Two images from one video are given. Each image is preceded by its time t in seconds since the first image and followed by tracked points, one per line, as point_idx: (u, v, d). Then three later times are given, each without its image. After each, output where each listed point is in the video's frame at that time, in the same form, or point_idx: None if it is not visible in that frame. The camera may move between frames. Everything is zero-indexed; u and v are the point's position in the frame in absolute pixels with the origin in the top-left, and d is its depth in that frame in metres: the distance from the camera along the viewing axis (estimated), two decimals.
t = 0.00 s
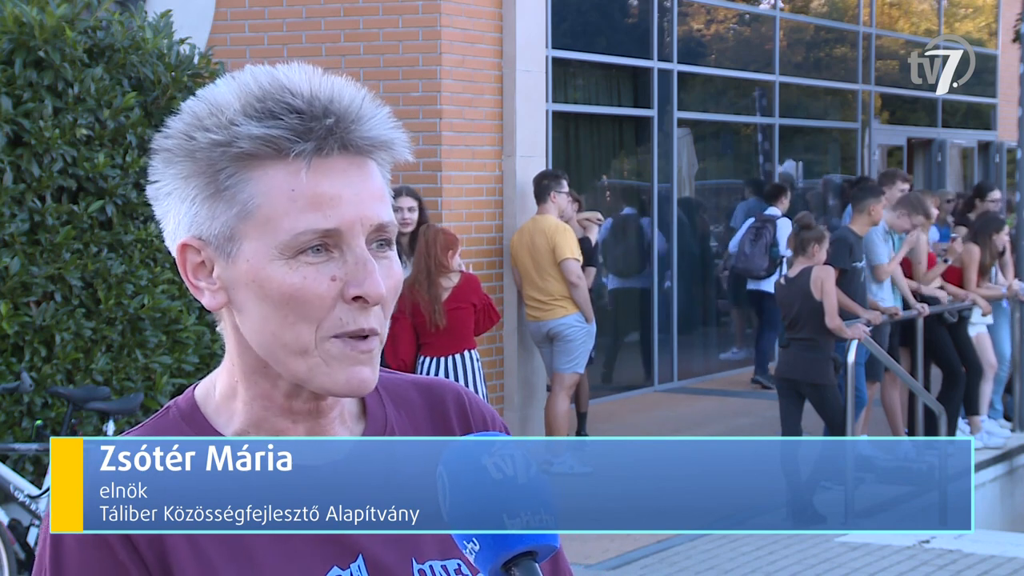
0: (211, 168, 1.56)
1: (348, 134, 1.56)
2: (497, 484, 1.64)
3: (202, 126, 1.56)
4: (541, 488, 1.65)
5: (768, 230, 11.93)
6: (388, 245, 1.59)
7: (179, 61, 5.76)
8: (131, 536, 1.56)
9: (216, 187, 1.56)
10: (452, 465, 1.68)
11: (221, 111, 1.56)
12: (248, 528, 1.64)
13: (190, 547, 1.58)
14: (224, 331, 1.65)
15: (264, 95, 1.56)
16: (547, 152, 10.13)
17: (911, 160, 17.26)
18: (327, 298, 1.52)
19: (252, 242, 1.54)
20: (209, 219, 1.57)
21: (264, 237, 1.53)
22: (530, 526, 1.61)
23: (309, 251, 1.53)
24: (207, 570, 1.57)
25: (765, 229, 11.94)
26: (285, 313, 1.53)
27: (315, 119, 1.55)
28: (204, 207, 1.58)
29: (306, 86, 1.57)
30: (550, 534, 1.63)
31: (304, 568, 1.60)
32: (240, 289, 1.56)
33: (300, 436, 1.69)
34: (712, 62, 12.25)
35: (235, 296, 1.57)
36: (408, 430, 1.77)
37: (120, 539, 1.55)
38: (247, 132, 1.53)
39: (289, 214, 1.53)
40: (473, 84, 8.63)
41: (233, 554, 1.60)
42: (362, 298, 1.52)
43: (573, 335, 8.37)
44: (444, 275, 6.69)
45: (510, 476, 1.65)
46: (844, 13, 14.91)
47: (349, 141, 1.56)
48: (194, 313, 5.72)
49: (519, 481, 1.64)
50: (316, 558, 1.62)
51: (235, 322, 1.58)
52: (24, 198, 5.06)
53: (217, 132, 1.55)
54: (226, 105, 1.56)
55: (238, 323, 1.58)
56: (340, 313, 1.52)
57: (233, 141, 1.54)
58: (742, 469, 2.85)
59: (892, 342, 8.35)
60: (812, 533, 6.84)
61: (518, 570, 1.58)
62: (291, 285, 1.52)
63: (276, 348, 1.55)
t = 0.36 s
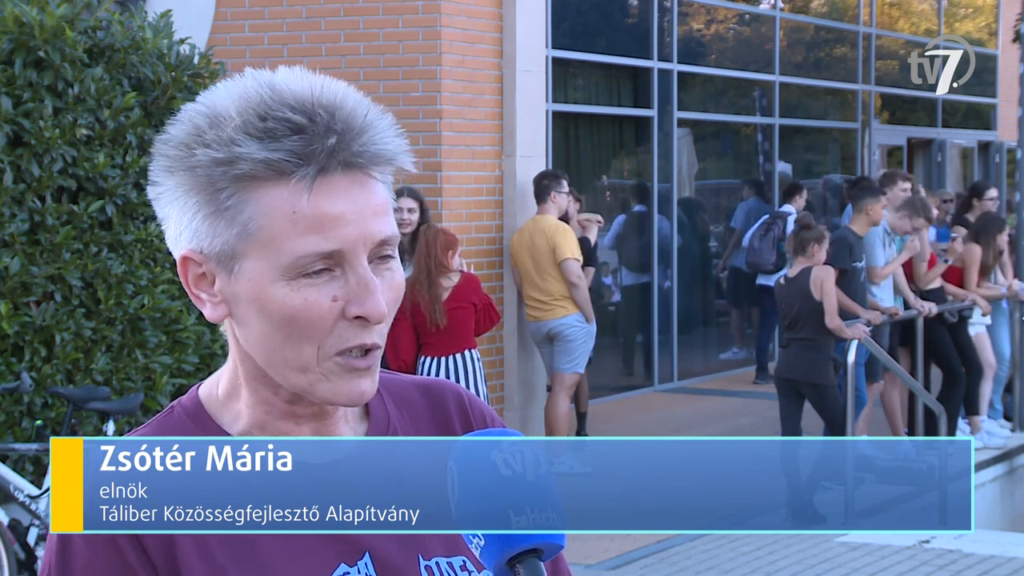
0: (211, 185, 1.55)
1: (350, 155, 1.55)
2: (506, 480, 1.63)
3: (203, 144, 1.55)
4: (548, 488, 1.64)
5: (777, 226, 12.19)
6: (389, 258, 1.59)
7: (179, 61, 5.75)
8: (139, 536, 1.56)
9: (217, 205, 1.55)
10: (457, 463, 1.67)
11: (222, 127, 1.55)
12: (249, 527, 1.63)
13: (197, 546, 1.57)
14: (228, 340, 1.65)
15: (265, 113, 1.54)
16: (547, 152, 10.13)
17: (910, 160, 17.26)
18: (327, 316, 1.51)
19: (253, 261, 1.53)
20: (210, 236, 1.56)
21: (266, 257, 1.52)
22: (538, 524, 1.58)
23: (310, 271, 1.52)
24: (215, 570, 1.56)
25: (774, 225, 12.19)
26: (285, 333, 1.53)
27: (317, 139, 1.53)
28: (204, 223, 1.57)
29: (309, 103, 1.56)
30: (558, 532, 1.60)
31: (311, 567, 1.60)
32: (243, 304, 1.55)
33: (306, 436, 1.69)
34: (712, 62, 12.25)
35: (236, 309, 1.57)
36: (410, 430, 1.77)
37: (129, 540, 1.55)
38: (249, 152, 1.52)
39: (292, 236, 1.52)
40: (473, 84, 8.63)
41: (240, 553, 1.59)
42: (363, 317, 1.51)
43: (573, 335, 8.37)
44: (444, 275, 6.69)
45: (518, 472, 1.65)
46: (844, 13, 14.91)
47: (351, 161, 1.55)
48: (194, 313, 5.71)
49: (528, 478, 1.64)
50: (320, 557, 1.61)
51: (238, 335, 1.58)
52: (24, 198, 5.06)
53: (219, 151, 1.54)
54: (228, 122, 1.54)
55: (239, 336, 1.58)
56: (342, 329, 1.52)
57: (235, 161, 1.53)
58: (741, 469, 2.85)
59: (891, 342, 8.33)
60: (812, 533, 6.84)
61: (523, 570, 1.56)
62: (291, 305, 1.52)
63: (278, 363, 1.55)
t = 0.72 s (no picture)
0: (197, 196, 1.54)
1: (331, 156, 1.52)
2: (502, 481, 1.63)
3: (185, 155, 1.54)
4: (546, 486, 1.64)
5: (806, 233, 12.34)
6: (383, 247, 1.57)
7: (179, 61, 5.75)
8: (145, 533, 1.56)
9: (204, 216, 1.54)
10: (455, 462, 1.67)
11: (202, 136, 1.53)
12: (248, 527, 1.62)
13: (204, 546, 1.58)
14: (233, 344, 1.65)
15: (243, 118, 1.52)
16: (547, 152, 10.13)
17: (911, 160, 17.27)
18: (325, 317, 1.51)
19: (246, 269, 1.53)
20: (201, 246, 1.55)
21: (258, 266, 1.51)
22: (535, 525, 1.59)
23: (303, 274, 1.51)
24: (223, 569, 1.57)
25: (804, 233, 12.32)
26: (285, 335, 1.53)
27: (295, 143, 1.51)
28: (194, 233, 1.56)
29: (286, 106, 1.53)
30: (557, 532, 1.60)
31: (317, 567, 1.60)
32: (240, 312, 1.55)
33: (312, 436, 1.69)
34: (712, 62, 12.25)
35: (234, 316, 1.56)
36: (416, 430, 1.77)
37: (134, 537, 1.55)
38: (231, 162, 1.51)
39: (280, 242, 1.50)
40: (473, 84, 8.63)
41: (250, 553, 1.59)
42: (360, 315, 1.51)
43: (573, 335, 8.37)
44: (444, 275, 6.70)
45: (515, 473, 1.64)
46: (844, 13, 14.91)
47: (332, 163, 1.52)
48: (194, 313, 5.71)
49: (524, 478, 1.64)
50: (326, 555, 1.61)
51: (239, 340, 1.58)
52: (24, 198, 5.06)
53: (201, 162, 1.52)
54: (206, 131, 1.52)
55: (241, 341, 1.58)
56: (341, 329, 1.52)
57: (218, 172, 1.51)
58: (743, 468, 2.85)
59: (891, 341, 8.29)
60: (812, 533, 6.83)
61: (522, 569, 1.56)
62: (287, 309, 1.51)
63: (281, 366, 1.55)
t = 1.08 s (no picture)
0: (199, 197, 1.54)
1: (331, 158, 1.52)
2: (504, 484, 1.61)
3: (187, 155, 1.54)
4: (549, 487, 1.62)
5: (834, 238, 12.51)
6: (384, 248, 1.57)
7: (179, 61, 5.75)
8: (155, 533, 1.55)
9: (206, 217, 1.54)
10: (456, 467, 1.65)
11: (205, 138, 1.53)
12: (248, 527, 1.60)
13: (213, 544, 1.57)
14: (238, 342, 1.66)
15: (244, 120, 1.52)
16: (547, 152, 10.12)
17: (911, 160, 17.27)
18: (326, 317, 1.51)
19: (248, 269, 1.53)
20: (204, 246, 1.56)
21: (259, 266, 1.52)
22: (538, 525, 1.58)
23: (302, 274, 1.51)
24: (232, 569, 1.56)
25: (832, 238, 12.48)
26: (286, 334, 1.53)
27: (296, 146, 1.51)
28: (197, 232, 1.56)
29: (288, 109, 1.54)
30: (561, 532, 1.59)
31: (324, 568, 1.60)
32: (241, 310, 1.55)
33: (318, 435, 1.71)
34: (712, 62, 12.25)
35: (237, 313, 1.56)
36: (421, 427, 1.78)
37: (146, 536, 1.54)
38: (232, 164, 1.51)
39: (282, 243, 1.50)
40: (473, 84, 8.63)
41: (260, 553, 1.59)
42: (361, 315, 1.51)
43: (573, 335, 8.37)
44: (444, 275, 6.71)
45: (516, 475, 1.62)
46: (844, 12, 14.90)
47: (332, 165, 1.53)
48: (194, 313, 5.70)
49: (526, 479, 1.62)
50: (336, 551, 1.61)
51: (243, 338, 1.58)
52: (24, 198, 5.06)
53: (202, 163, 1.53)
54: (209, 132, 1.53)
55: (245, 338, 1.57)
56: (340, 328, 1.52)
57: (219, 173, 1.52)
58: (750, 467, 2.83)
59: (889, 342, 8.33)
60: (812, 533, 6.83)
61: (527, 569, 1.55)
62: (289, 309, 1.51)
63: (282, 365, 1.55)
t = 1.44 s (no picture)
0: (200, 193, 1.47)
1: (330, 151, 1.45)
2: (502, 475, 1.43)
3: (188, 150, 1.48)
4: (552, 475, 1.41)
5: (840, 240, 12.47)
6: (387, 241, 1.49)
7: (179, 61, 5.74)
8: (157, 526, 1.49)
9: (208, 212, 1.47)
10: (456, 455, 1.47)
11: (205, 133, 1.47)
12: (249, 527, 1.43)
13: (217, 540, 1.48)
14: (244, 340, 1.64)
15: (244, 114, 1.46)
16: (547, 152, 10.12)
17: (910, 160, 17.27)
18: (328, 311, 1.42)
19: (250, 264, 1.45)
20: (206, 244, 1.49)
21: (260, 260, 1.44)
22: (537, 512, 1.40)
23: (304, 266, 1.43)
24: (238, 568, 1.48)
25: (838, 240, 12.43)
26: (291, 327, 1.44)
27: (295, 138, 1.44)
28: (199, 230, 1.49)
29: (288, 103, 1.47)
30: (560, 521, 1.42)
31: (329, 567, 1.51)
32: (245, 306, 1.47)
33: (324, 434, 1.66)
34: (712, 62, 12.25)
35: (240, 309, 1.49)
36: (426, 427, 1.77)
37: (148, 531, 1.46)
38: (231, 157, 1.44)
39: (281, 235, 1.43)
40: (473, 84, 8.63)
41: (266, 552, 1.50)
42: (363, 309, 1.42)
43: (573, 335, 8.38)
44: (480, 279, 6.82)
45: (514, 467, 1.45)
46: (844, 13, 14.90)
47: (332, 157, 1.45)
48: (194, 313, 5.70)
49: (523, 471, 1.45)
50: (341, 550, 1.52)
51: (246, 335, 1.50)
52: (24, 198, 5.06)
53: (203, 158, 1.47)
54: (208, 127, 1.47)
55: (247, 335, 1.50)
56: (346, 322, 1.43)
57: (219, 166, 1.45)
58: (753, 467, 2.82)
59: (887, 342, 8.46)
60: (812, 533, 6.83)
61: (531, 560, 1.39)
62: (291, 302, 1.43)
63: (286, 360, 1.47)
